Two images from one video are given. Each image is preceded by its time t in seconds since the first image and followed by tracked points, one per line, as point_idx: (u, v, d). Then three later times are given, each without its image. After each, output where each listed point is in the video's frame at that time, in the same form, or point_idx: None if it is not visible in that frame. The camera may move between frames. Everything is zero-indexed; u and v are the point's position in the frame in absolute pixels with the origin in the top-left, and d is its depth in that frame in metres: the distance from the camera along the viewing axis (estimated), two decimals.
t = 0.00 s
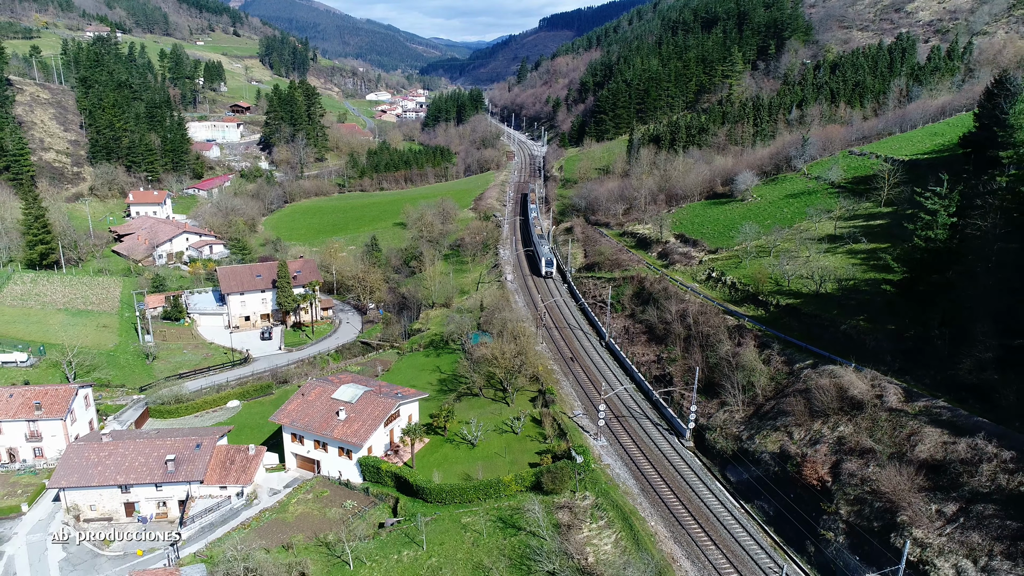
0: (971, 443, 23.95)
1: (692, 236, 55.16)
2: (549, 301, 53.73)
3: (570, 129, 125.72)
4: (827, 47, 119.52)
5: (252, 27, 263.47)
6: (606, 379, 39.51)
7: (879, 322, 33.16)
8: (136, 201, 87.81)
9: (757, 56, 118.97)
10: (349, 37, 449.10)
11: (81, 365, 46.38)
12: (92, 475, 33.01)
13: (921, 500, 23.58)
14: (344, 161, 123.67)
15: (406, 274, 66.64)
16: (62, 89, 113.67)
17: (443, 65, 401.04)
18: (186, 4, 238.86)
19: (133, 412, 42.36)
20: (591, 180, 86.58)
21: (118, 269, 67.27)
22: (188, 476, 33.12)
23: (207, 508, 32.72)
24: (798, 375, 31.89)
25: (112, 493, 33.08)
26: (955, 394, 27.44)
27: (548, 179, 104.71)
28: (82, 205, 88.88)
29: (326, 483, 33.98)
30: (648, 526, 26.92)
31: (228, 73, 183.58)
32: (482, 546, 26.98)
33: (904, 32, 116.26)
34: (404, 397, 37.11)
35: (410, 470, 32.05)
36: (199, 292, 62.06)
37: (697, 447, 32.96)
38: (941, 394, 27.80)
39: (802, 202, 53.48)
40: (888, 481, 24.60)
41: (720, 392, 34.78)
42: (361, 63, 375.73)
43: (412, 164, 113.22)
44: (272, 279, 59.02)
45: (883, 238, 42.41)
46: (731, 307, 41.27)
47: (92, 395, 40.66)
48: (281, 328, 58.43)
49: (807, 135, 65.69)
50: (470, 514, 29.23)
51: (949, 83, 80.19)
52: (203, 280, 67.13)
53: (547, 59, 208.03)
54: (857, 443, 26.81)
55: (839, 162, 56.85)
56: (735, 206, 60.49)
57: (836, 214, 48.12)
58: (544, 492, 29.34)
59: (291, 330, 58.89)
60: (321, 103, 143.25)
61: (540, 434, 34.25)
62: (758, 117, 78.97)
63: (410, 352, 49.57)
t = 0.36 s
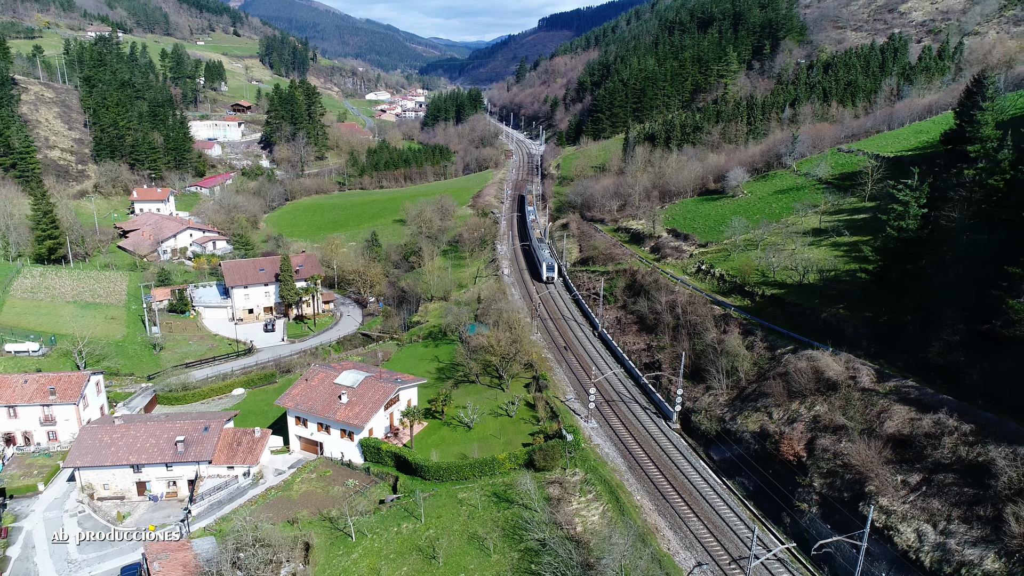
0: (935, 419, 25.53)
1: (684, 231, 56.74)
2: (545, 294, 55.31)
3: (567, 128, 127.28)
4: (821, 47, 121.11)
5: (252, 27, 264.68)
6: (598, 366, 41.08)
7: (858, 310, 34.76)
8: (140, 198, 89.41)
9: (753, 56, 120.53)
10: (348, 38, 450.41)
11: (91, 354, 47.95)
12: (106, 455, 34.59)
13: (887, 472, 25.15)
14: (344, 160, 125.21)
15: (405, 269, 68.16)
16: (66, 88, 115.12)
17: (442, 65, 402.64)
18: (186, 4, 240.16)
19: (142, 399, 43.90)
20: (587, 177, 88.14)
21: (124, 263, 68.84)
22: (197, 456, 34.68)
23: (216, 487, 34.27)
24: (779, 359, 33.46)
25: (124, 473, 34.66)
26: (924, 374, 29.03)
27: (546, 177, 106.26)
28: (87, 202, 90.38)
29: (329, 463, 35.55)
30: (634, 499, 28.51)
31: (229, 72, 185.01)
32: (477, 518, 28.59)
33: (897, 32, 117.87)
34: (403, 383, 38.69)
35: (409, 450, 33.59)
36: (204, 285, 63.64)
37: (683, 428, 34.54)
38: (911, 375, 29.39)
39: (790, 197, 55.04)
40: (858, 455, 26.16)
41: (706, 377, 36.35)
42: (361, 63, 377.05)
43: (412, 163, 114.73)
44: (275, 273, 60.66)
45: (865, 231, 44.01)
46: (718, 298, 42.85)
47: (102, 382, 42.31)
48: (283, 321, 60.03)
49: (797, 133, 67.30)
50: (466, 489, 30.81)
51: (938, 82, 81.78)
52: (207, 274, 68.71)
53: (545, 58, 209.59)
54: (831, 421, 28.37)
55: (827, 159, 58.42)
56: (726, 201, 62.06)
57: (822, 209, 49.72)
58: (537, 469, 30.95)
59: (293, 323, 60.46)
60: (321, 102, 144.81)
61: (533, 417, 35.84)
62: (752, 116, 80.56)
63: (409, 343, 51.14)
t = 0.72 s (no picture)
0: (903, 396, 27.15)
1: (676, 226, 58.37)
2: (541, 287, 56.96)
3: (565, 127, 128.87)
4: (815, 47, 122.78)
5: (252, 27, 266.05)
6: (590, 354, 42.74)
7: (838, 298, 36.43)
8: (145, 195, 91.03)
9: (748, 56, 122.14)
10: (348, 38, 451.61)
11: (102, 344, 49.58)
12: (119, 436, 36.22)
13: (859, 445, 26.79)
14: (344, 159, 126.82)
15: (405, 264, 69.77)
16: (70, 87, 116.61)
17: (442, 65, 404.23)
18: (186, 4, 241.52)
19: (152, 387, 45.52)
20: (584, 175, 89.79)
21: (130, 259, 70.43)
22: (207, 438, 36.30)
23: (225, 466, 35.90)
24: (762, 344, 35.06)
25: (137, 453, 36.28)
26: (896, 358, 30.74)
27: (544, 175, 107.89)
28: (92, 199, 91.96)
29: (333, 445, 37.21)
30: (622, 473, 30.17)
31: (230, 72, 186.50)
32: (473, 492, 30.25)
33: (890, 32, 119.55)
34: (403, 369, 40.32)
35: (409, 430, 35.20)
36: (209, 279, 65.31)
37: (671, 411, 36.20)
38: (884, 358, 31.05)
39: (779, 193, 56.69)
40: (832, 431, 27.77)
41: (693, 363, 37.98)
42: (360, 63, 378.35)
43: (412, 161, 116.31)
44: (278, 266, 62.32)
45: (849, 224, 45.68)
46: (707, 288, 44.52)
47: (113, 368, 44.03)
48: (287, 313, 61.68)
49: (788, 131, 68.94)
50: (463, 467, 32.48)
51: (928, 81, 83.38)
52: (212, 269, 70.37)
53: (544, 58, 211.18)
54: (807, 400, 30.02)
55: (815, 156, 60.04)
56: (717, 197, 63.74)
57: (808, 204, 51.36)
58: (530, 447, 32.62)
59: (296, 315, 62.11)
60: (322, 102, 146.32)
61: (528, 400, 37.52)
62: (746, 114, 82.23)
63: (409, 334, 52.79)
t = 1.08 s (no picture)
0: (874, 374, 28.86)
1: (668, 221, 60.08)
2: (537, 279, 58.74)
3: (563, 126, 130.54)
4: (809, 47, 124.53)
5: (252, 27, 267.46)
6: (583, 342, 44.51)
7: (819, 288, 38.17)
8: (149, 192, 92.66)
9: (743, 56, 123.86)
10: (348, 38, 453.13)
11: (112, 333, 51.27)
12: (133, 418, 37.93)
13: (832, 421, 28.49)
14: (344, 157, 128.48)
15: (405, 259, 71.48)
16: (75, 86, 118.23)
17: (441, 65, 406.03)
18: (187, 4, 243.09)
19: (161, 373, 47.20)
20: (580, 172, 91.54)
21: (137, 253, 72.17)
22: (217, 420, 37.98)
23: (233, 447, 37.58)
24: (745, 330, 36.77)
25: (150, 434, 37.96)
26: (871, 342, 32.48)
27: (542, 173, 109.55)
28: (97, 196, 93.62)
29: (336, 427, 38.90)
30: (610, 449, 31.93)
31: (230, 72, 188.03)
32: (470, 467, 31.98)
33: (883, 32, 121.31)
34: (403, 355, 42.01)
35: (409, 412, 36.90)
36: (214, 273, 67.04)
37: (660, 394, 37.91)
38: (859, 342, 32.83)
39: (768, 188, 58.41)
40: (808, 408, 29.46)
41: (681, 349, 39.68)
42: (360, 62, 379.79)
43: (411, 160, 118.04)
44: (282, 260, 64.03)
45: (833, 218, 47.39)
46: (696, 279, 46.27)
47: (123, 356, 45.85)
48: (290, 305, 63.38)
49: (778, 129, 70.72)
50: (460, 445, 34.21)
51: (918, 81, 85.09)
52: (216, 263, 72.10)
53: (543, 58, 212.79)
54: (786, 381, 31.71)
55: (804, 153, 61.80)
56: (709, 193, 65.47)
57: (795, 198, 53.09)
58: (524, 426, 34.38)
59: (299, 307, 63.89)
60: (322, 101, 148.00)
61: (523, 384, 39.25)
62: (739, 114, 84.01)
63: (409, 325, 54.52)
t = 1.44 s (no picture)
0: (848, 355, 30.62)
1: (661, 216, 61.81)
2: (533, 272, 60.59)
3: (561, 125, 132.34)
4: (804, 47, 126.40)
5: (253, 27, 269.07)
6: (577, 330, 46.34)
7: (802, 278, 39.95)
8: (154, 189, 94.47)
9: (739, 56, 125.66)
10: (348, 38, 454.64)
11: (123, 324, 53.09)
12: (146, 401, 39.71)
13: (808, 399, 30.24)
14: (345, 156, 130.19)
15: (406, 254, 73.22)
16: (80, 86, 119.95)
17: (441, 65, 407.92)
18: (188, 4, 244.78)
19: (170, 361, 48.92)
20: (577, 170, 93.29)
21: (144, 248, 73.94)
22: (226, 403, 39.76)
23: (242, 429, 39.36)
24: (731, 317, 38.52)
25: (162, 417, 39.74)
26: (849, 327, 34.26)
27: (540, 171, 111.27)
28: (103, 193, 95.32)
29: (340, 410, 40.65)
30: (601, 427, 33.77)
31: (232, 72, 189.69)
32: (468, 445, 33.78)
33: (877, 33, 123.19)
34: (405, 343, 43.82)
35: (410, 395, 38.64)
36: (219, 267, 68.81)
37: (650, 378, 39.72)
38: (837, 326, 34.63)
39: (757, 184, 60.22)
40: (786, 387, 31.18)
41: (670, 336, 41.44)
42: (360, 62, 381.14)
43: (412, 158, 119.82)
44: (286, 254, 65.89)
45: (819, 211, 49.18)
46: (687, 270, 48.03)
47: (135, 344, 47.73)
48: (294, 298, 65.20)
49: (769, 127, 72.58)
50: (459, 425, 36.00)
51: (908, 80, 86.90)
52: (221, 257, 73.88)
53: (542, 58, 214.56)
54: (768, 363, 33.43)
55: (794, 150, 63.61)
56: (702, 189, 67.24)
57: (783, 193, 54.85)
58: (520, 407, 36.19)
59: (303, 300, 65.68)
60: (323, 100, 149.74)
61: (519, 369, 41.05)
62: (734, 113, 85.82)
63: (410, 316, 56.29)
